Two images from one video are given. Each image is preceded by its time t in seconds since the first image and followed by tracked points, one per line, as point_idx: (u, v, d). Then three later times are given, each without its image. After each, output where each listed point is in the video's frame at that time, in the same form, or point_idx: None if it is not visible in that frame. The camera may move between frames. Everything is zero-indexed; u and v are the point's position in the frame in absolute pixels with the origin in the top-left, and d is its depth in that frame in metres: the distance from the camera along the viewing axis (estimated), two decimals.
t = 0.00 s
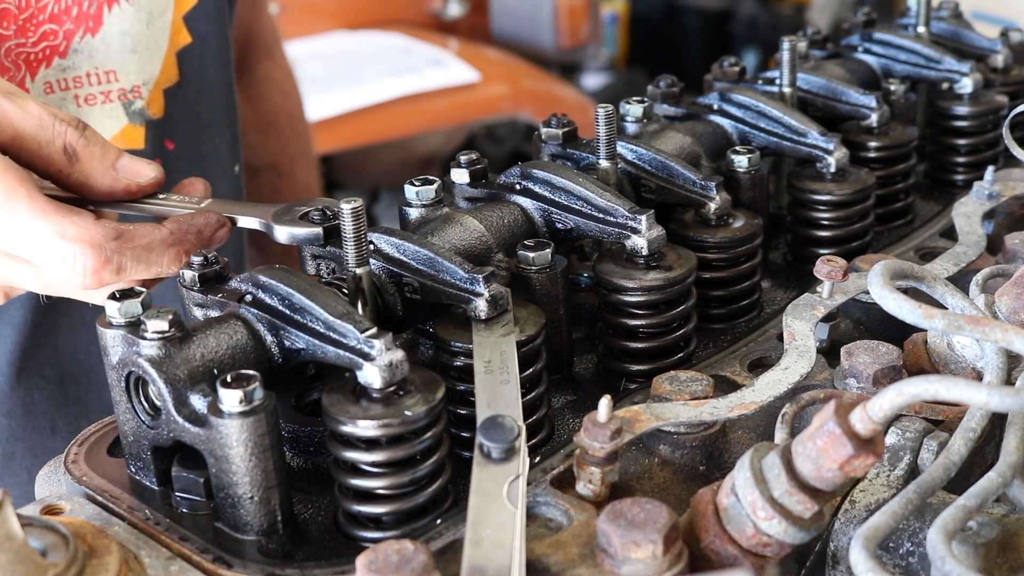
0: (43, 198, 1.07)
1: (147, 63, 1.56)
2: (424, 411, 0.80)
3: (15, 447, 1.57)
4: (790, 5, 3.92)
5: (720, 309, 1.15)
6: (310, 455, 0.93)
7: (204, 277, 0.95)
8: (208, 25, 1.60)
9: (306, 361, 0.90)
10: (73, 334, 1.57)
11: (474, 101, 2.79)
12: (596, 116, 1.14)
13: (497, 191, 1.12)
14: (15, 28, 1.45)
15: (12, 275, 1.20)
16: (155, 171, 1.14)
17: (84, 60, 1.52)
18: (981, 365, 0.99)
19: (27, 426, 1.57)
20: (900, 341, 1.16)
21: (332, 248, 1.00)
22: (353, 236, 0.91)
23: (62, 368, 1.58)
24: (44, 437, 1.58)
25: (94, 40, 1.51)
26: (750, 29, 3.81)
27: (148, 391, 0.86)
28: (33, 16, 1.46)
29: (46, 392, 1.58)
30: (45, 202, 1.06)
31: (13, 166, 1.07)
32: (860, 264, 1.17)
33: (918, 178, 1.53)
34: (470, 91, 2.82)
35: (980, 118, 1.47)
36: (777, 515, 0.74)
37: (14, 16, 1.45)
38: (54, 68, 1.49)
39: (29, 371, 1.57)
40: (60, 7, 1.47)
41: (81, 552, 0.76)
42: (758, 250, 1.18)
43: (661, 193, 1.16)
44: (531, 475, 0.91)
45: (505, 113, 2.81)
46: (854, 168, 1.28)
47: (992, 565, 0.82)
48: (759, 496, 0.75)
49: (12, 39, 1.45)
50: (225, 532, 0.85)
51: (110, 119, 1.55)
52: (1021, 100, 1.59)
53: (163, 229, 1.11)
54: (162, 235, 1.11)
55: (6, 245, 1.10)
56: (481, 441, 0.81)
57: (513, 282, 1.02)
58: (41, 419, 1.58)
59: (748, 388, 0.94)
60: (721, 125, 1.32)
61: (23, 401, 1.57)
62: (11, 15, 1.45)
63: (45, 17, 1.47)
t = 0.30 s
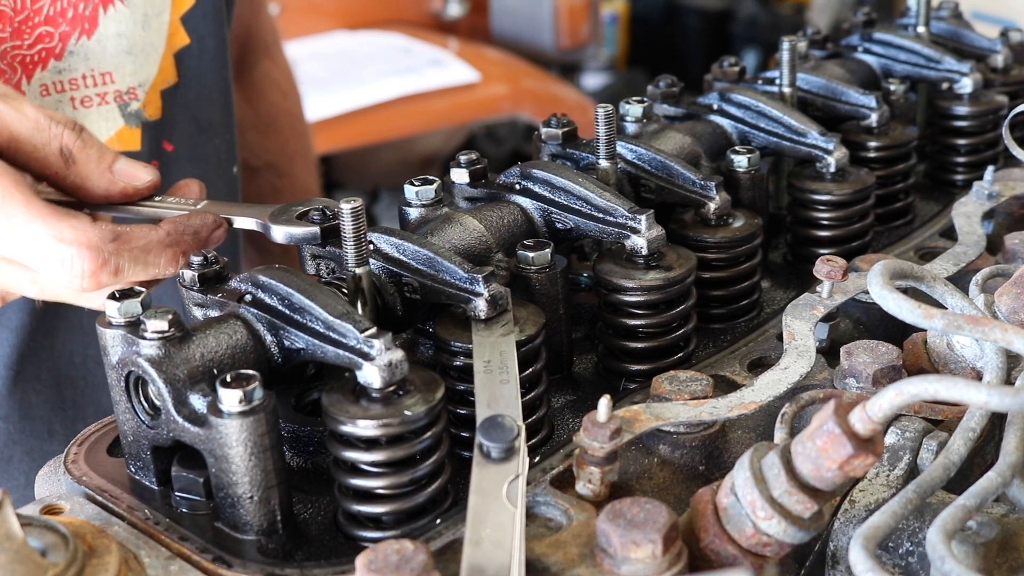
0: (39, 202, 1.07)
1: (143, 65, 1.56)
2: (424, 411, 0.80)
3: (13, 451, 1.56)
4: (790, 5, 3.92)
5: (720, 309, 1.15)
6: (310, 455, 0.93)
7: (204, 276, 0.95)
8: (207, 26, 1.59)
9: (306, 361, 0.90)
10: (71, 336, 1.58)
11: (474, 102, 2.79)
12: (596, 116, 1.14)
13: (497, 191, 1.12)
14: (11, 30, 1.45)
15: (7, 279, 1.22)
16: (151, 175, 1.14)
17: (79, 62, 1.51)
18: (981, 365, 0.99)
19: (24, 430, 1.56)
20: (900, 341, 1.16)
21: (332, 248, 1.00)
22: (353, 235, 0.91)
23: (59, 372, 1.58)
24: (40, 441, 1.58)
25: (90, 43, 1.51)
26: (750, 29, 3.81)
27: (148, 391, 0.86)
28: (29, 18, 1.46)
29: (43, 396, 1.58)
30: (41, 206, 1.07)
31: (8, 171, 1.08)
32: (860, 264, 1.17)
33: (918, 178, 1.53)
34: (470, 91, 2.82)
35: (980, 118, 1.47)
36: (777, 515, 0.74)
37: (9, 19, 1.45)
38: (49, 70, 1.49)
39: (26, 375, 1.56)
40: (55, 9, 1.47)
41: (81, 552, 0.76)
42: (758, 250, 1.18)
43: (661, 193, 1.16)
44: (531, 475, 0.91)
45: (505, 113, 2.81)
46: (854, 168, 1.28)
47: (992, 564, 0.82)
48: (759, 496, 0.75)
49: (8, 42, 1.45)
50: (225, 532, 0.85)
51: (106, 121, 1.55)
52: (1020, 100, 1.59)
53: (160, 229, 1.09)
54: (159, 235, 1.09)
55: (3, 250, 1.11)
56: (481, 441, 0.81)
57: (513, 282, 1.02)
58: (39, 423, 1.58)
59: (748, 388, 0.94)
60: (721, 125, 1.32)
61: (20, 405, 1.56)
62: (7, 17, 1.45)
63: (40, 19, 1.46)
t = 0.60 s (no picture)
0: (44, 209, 1.07)
1: (140, 67, 1.56)
2: (424, 411, 0.80)
3: (10, 454, 1.57)
4: (790, 5, 3.92)
5: (720, 309, 1.15)
6: (310, 455, 0.93)
7: (204, 277, 0.95)
8: (205, 27, 1.59)
9: (306, 361, 0.90)
10: (69, 340, 1.57)
11: (474, 101, 2.79)
12: (596, 116, 1.14)
13: (497, 191, 1.12)
14: (7, 33, 1.45)
15: (13, 287, 1.22)
16: (155, 179, 1.13)
17: (77, 65, 1.51)
18: (981, 365, 0.99)
19: (21, 434, 1.57)
20: (900, 341, 1.16)
21: (332, 248, 1.00)
22: (353, 235, 0.91)
23: (56, 375, 1.58)
24: (38, 444, 1.59)
25: (87, 45, 1.51)
26: (750, 29, 3.81)
27: (148, 391, 0.86)
28: (26, 21, 1.45)
29: (40, 399, 1.58)
30: (45, 213, 1.07)
31: (12, 178, 1.08)
32: (861, 264, 1.17)
33: (918, 178, 1.53)
34: (470, 91, 2.82)
35: (980, 118, 1.47)
36: (777, 515, 0.74)
37: (5, 22, 1.44)
38: (47, 73, 1.49)
39: (23, 378, 1.56)
40: (52, 11, 1.46)
41: (81, 552, 0.76)
42: (758, 250, 1.18)
43: (661, 193, 1.16)
44: (531, 475, 0.91)
45: (505, 113, 2.81)
46: (854, 168, 1.28)
47: (992, 565, 0.82)
48: (759, 496, 0.75)
49: (5, 45, 1.45)
50: (225, 532, 0.85)
51: (105, 123, 1.55)
52: (1021, 100, 1.59)
53: (165, 233, 1.11)
54: (165, 240, 1.11)
55: (9, 258, 1.11)
56: (481, 441, 0.81)
57: (513, 282, 1.02)
58: (36, 425, 1.59)
59: (748, 388, 0.94)
60: (721, 125, 1.32)
61: (18, 408, 1.57)
62: (3, 20, 1.44)
63: (37, 22, 1.46)
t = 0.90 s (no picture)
0: (45, 213, 1.07)
1: (135, 69, 1.56)
2: (424, 411, 0.80)
3: (6, 457, 1.57)
4: (790, 5, 3.92)
5: (720, 309, 1.15)
6: (310, 455, 0.93)
7: (204, 277, 0.95)
8: (200, 28, 1.59)
9: (306, 361, 0.90)
10: (63, 343, 1.57)
11: (474, 101, 2.79)
12: (596, 116, 1.14)
13: (497, 191, 1.12)
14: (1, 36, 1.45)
15: (13, 290, 1.22)
16: (155, 182, 1.14)
17: (71, 67, 1.51)
18: (981, 365, 0.99)
19: (17, 436, 1.58)
20: (900, 341, 1.16)
21: (332, 248, 1.00)
22: (353, 235, 0.91)
23: (52, 378, 1.58)
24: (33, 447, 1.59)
25: (82, 46, 1.51)
26: (749, 29, 3.81)
27: (148, 391, 0.86)
28: (20, 23, 1.46)
29: (35, 402, 1.58)
30: (46, 216, 1.07)
31: (12, 182, 1.07)
32: (861, 264, 1.17)
33: (918, 178, 1.53)
34: (470, 91, 2.82)
35: (980, 118, 1.47)
36: (777, 515, 0.74)
37: None
38: (41, 75, 1.49)
39: (18, 381, 1.56)
40: (46, 14, 1.47)
41: (82, 552, 0.76)
42: (758, 250, 1.18)
43: (661, 193, 1.16)
44: (531, 475, 0.91)
45: (505, 113, 2.82)
46: (854, 168, 1.28)
47: (992, 564, 0.82)
48: (759, 496, 0.75)
49: None
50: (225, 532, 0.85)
51: (99, 126, 1.55)
52: (1021, 100, 1.59)
53: (166, 236, 1.10)
54: (166, 242, 1.10)
55: (9, 261, 1.11)
56: (481, 441, 0.81)
57: (513, 282, 1.02)
58: (31, 428, 1.59)
59: (748, 388, 0.94)
60: (721, 125, 1.32)
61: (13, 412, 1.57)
62: None
63: (31, 24, 1.46)
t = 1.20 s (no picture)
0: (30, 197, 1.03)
1: (131, 68, 1.56)
2: (424, 411, 0.80)
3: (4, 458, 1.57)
4: (791, 5, 3.92)
5: (720, 309, 1.15)
6: (310, 455, 0.93)
7: (204, 276, 0.95)
8: (196, 28, 1.59)
9: (306, 361, 0.90)
10: (61, 342, 1.57)
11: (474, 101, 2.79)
12: (596, 116, 1.14)
13: (497, 191, 1.12)
14: None
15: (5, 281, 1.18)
16: (140, 174, 1.08)
17: (68, 67, 1.52)
18: (981, 365, 0.99)
19: (16, 436, 1.57)
20: (900, 341, 1.16)
21: (332, 248, 1.00)
22: (353, 235, 0.91)
23: (50, 379, 1.58)
24: (32, 448, 1.59)
25: (78, 46, 1.51)
26: (750, 29, 3.81)
27: (148, 391, 0.86)
28: (17, 22, 1.46)
29: (33, 403, 1.58)
30: (31, 200, 1.03)
31: None
32: (860, 264, 1.17)
33: (917, 178, 1.53)
34: (470, 91, 2.82)
35: (980, 118, 1.47)
36: (777, 515, 0.74)
37: None
38: (38, 74, 1.49)
39: (17, 382, 1.56)
40: (43, 13, 1.47)
41: (81, 552, 0.76)
42: (758, 250, 1.18)
43: (662, 193, 1.16)
44: (531, 475, 0.91)
45: (505, 113, 2.82)
46: (854, 168, 1.28)
47: (991, 564, 0.82)
48: (759, 496, 0.75)
49: None
50: (225, 532, 0.85)
51: (96, 125, 1.55)
52: (1020, 100, 1.59)
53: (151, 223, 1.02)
54: (150, 229, 1.01)
55: None
56: (481, 441, 0.81)
57: (513, 282, 1.02)
58: (30, 429, 1.58)
59: (748, 388, 0.94)
60: (721, 125, 1.32)
61: (12, 412, 1.57)
62: None
63: (28, 23, 1.46)
